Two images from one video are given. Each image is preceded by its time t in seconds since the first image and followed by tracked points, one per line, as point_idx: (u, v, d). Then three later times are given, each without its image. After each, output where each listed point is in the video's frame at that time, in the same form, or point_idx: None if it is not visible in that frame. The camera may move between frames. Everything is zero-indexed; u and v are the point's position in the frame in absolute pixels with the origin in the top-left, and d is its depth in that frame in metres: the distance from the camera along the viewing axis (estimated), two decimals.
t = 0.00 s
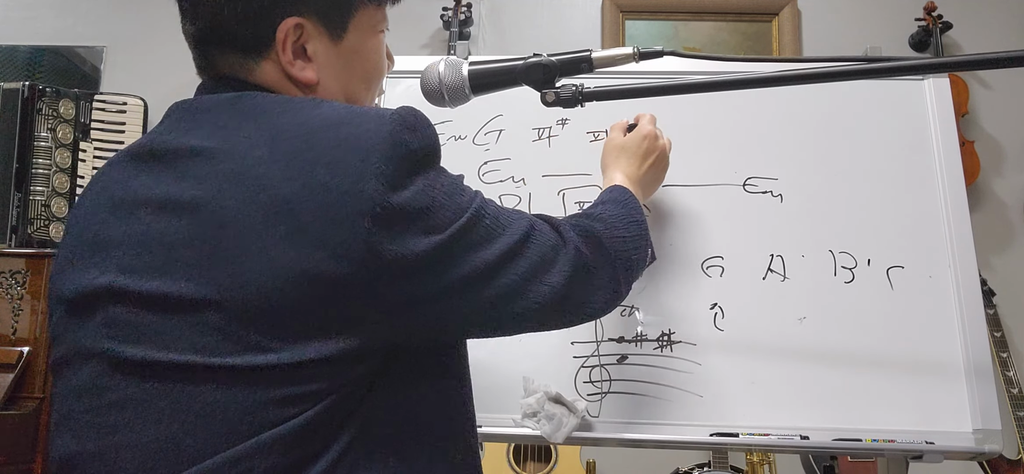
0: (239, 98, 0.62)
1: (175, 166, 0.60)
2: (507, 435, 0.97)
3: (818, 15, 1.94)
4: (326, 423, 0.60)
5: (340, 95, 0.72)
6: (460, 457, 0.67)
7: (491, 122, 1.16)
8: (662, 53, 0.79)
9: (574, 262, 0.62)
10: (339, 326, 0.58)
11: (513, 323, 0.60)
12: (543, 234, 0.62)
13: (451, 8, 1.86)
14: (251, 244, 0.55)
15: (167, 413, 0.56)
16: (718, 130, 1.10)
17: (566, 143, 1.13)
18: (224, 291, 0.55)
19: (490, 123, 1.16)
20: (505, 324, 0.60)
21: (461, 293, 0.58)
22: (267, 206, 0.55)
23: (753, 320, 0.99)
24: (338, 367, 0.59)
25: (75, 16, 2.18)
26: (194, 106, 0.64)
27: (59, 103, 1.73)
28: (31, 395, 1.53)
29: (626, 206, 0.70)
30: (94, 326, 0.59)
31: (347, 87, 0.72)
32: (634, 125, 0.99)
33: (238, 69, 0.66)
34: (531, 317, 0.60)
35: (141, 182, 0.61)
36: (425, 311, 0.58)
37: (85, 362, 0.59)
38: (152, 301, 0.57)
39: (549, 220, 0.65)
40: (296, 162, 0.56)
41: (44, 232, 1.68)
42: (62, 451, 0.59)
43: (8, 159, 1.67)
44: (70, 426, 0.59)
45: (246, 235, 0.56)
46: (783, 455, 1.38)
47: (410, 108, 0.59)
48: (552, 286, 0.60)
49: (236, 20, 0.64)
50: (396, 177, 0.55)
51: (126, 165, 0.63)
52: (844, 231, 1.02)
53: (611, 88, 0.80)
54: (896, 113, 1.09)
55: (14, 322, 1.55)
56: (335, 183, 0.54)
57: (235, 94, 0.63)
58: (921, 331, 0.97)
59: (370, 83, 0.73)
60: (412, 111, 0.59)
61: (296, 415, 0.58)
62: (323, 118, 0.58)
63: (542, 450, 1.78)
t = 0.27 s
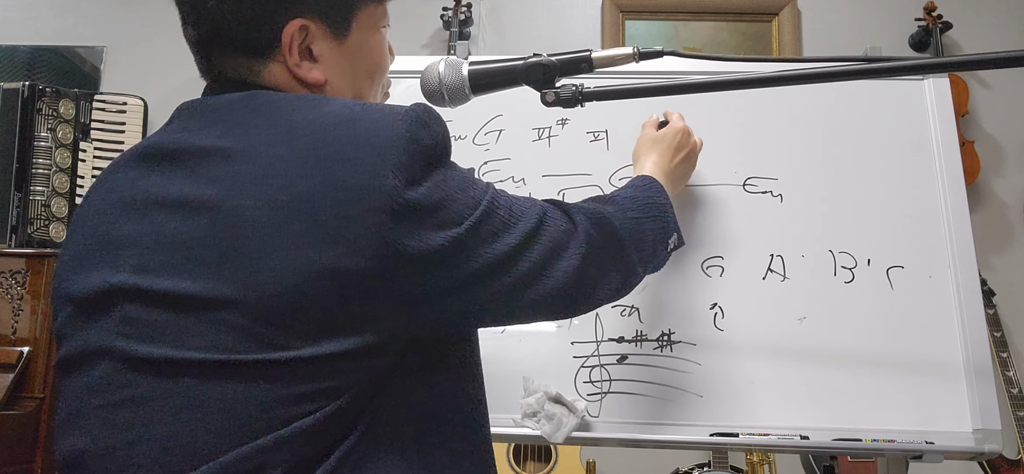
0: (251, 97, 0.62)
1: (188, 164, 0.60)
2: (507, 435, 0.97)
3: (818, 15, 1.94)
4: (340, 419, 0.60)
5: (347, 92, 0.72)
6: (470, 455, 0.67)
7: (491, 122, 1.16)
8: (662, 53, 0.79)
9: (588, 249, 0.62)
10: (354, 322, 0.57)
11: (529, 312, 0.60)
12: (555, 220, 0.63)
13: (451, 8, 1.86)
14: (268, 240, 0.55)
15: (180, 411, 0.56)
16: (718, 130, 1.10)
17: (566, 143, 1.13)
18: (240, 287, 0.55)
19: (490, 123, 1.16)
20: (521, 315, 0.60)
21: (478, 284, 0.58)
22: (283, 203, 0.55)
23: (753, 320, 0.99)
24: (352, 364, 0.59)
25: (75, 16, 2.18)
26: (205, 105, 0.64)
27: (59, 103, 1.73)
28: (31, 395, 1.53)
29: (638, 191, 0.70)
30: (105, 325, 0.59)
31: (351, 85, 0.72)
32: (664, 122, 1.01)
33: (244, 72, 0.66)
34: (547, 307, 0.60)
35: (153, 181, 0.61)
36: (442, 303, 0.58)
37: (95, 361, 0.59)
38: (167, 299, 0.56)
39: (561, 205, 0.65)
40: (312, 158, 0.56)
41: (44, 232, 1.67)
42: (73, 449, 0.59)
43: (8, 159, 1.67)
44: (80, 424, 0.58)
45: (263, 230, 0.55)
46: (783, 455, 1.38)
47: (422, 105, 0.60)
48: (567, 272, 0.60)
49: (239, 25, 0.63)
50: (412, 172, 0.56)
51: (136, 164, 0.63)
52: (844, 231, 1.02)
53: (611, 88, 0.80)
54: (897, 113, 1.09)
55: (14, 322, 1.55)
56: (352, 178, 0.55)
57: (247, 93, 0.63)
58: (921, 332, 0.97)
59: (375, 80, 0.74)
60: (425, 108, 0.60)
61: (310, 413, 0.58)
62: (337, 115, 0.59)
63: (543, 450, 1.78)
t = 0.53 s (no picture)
0: (261, 96, 0.62)
1: (198, 164, 0.60)
2: (507, 435, 0.97)
3: (818, 15, 1.94)
4: (349, 420, 0.60)
5: (355, 91, 0.72)
6: (473, 457, 0.68)
7: (491, 122, 1.17)
8: (662, 53, 0.79)
9: (598, 250, 0.62)
10: (365, 322, 0.58)
11: (540, 314, 0.60)
12: (563, 225, 0.62)
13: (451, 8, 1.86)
14: (281, 240, 0.55)
15: (191, 409, 0.55)
16: (718, 130, 1.10)
17: (566, 143, 1.13)
18: (252, 287, 0.55)
19: (490, 123, 1.16)
20: (532, 317, 0.60)
21: (489, 285, 0.58)
22: (296, 202, 0.56)
23: (753, 320, 0.99)
24: (362, 364, 0.59)
25: (75, 16, 2.18)
26: (214, 105, 0.64)
27: (59, 103, 1.73)
28: (31, 395, 1.53)
29: (645, 193, 0.70)
30: (115, 324, 0.59)
31: (359, 85, 0.72)
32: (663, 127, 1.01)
33: (254, 74, 0.66)
34: (558, 308, 0.60)
35: (162, 180, 0.61)
36: (453, 305, 0.58)
37: (105, 359, 0.59)
38: (176, 298, 0.56)
39: (569, 209, 0.65)
40: (325, 159, 0.56)
41: (44, 232, 1.67)
42: (81, 447, 0.59)
43: (8, 159, 1.67)
44: (89, 422, 0.58)
45: (276, 231, 0.55)
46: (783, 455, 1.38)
47: (434, 108, 0.61)
48: (576, 273, 0.60)
49: (246, 27, 0.63)
50: (425, 173, 0.56)
51: (146, 164, 0.63)
52: (845, 231, 1.02)
53: (611, 88, 0.80)
54: (897, 113, 1.09)
55: (14, 322, 1.55)
56: (366, 179, 0.55)
57: (256, 93, 0.63)
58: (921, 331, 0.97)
59: (382, 79, 0.74)
60: (436, 111, 0.61)
61: (320, 414, 0.58)
62: (348, 116, 0.59)
63: (542, 450, 1.78)
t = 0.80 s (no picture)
0: (263, 96, 0.62)
1: (200, 164, 0.60)
2: (507, 435, 0.97)
3: (818, 15, 1.94)
4: (350, 420, 0.60)
5: (356, 91, 0.72)
6: (473, 457, 0.68)
7: (491, 122, 1.17)
8: (662, 53, 0.79)
9: (600, 252, 0.62)
10: (366, 322, 0.58)
11: (542, 316, 0.60)
12: (565, 227, 0.63)
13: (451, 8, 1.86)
14: (283, 241, 0.55)
15: (192, 410, 0.55)
16: (717, 130, 1.10)
17: (566, 143, 1.13)
18: (254, 287, 0.55)
19: (490, 123, 1.17)
20: (533, 319, 0.60)
21: (490, 287, 0.58)
22: (299, 203, 0.56)
23: (754, 321, 0.99)
24: (363, 364, 0.59)
25: (75, 15, 2.18)
26: (216, 104, 0.64)
27: (59, 103, 1.73)
28: (31, 395, 1.53)
29: (646, 195, 0.70)
30: (117, 324, 0.59)
31: (359, 85, 0.72)
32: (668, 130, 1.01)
33: (255, 74, 0.66)
34: (560, 310, 0.60)
35: (164, 180, 0.61)
36: (454, 306, 0.58)
37: (106, 360, 0.59)
38: (178, 298, 0.56)
39: (571, 211, 0.65)
40: (327, 160, 0.56)
41: (44, 232, 1.67)
42: (82, 446, 0.59)
43: (8, 159, 1.67)
44: (90, 422, 0.58)
45: (279, 232, 0.55)
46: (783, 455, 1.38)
47: (435, 109, 0.61)
48: (578, 275, 0.60)
49: (247, 28, 0.63)
50: (427, 174, 0.56)
51: (147, 164, 0.63)
52: (846, 231, 1.02)
53: (611, 88, 0.80)
54: (897, 113, 1.09)
55: (14, 322, 1.55)
56: (368, 181, 0.55)
57: (257, 93, 0.63)
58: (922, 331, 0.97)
59: (382, 77, 0.74)
60: (438, 112, 0.61)
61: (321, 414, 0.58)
62: (350, 117, 0.59)
63: (543, 450, 1.78)
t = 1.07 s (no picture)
0: (264, 95, 0.62)
1: (201, 163, 0.60)
2: (507, 435, 0.97)
3: (818, 15, 1.94)
4: (350, 420, 0.60)
5: (356, 90, 0.72)
6: (474, 457, 0.68)
7: (491, 122, 1.17)
8: (662, 53, 0.79)
9: (601, 249, 0.62)
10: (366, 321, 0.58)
11: (543, 314, 0.60)
12: (567, 224, 0.62)
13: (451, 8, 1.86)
14: (283, 241, 0.55)
15: (193, 410, 0.55)
16: (718, 130, 1.10)
17: (566, 143, 1.13)
18: (254, 286, 0.55)
19: (490, 123, 1.17)
20: (535, 317, 0.60)
21: (492, 284, 0.58)
22: (299, 201, 0.56)
23: (753, 321, 0.99)
24: (363, 363, 0.59)
25: (75, 15, 2.18)
26: (216, 104, 0.64)
27: (59, 103, 1.73)
28: (30, 395, 1.53)
29: (649, 194, 0.70)
30: (118, 324, 0.58)
31: (360, 83, 0.72)
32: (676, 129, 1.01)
33: (255, 74, 0.66)
34: (560, 308, 0.60)
35: (164, 180, 0.61)
36: (455, 304, 0.58)
37: (107, 359, 0.59)
38: (179, 297, 0.56)
39: (573, 209, 0.65)
40: (328, 158, 0.56)
41: (44, 232, 1.67)
42: (82, 447, 0.59)
43: (8, 159, 1.67)
44: (90, 421, 0.58)
45: (280, 231, 0.55)
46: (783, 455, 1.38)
47: (435, 107, 0.61)
48: (578, 273, 0.60)
49: (247, 30, 0.63)
50: (428, 173, 0.56)
51: (148, 164, 0.63)
52: (846, 231, 1.02)
53: (611, 88, 0.80)
54: (896, 114, 1.09)
55: (14, 322, 1.55)
56: (368, 180, 0.55)
57: (257, 92, 0.63)
58: (922, 331, 0.97)
59: (382, 75, 0.75)
60: (438, 110, 0.61)
61: (321, 413, 0.58)
62: (351, 115, 0.59)
63: (543, 450, 1.78)
